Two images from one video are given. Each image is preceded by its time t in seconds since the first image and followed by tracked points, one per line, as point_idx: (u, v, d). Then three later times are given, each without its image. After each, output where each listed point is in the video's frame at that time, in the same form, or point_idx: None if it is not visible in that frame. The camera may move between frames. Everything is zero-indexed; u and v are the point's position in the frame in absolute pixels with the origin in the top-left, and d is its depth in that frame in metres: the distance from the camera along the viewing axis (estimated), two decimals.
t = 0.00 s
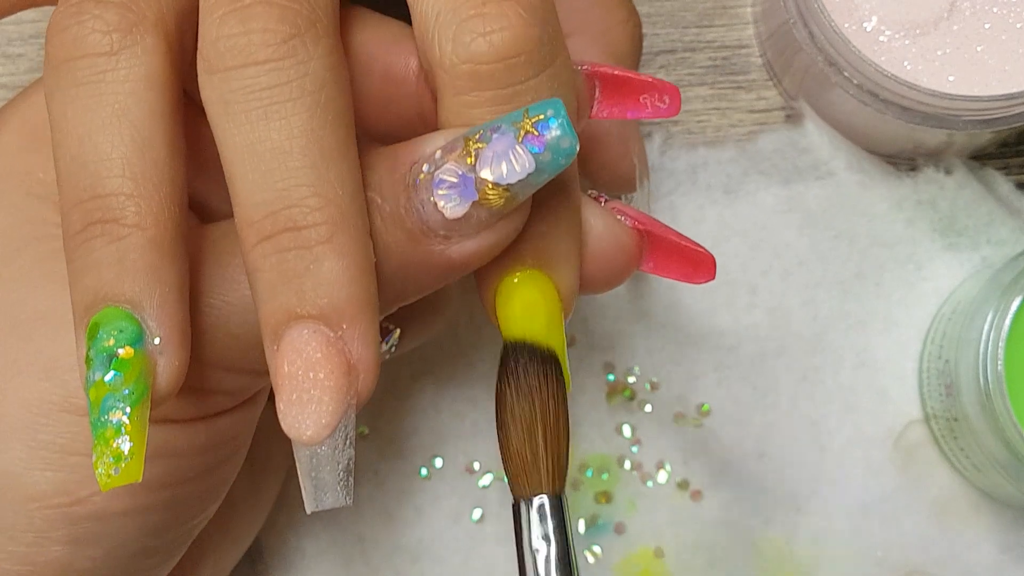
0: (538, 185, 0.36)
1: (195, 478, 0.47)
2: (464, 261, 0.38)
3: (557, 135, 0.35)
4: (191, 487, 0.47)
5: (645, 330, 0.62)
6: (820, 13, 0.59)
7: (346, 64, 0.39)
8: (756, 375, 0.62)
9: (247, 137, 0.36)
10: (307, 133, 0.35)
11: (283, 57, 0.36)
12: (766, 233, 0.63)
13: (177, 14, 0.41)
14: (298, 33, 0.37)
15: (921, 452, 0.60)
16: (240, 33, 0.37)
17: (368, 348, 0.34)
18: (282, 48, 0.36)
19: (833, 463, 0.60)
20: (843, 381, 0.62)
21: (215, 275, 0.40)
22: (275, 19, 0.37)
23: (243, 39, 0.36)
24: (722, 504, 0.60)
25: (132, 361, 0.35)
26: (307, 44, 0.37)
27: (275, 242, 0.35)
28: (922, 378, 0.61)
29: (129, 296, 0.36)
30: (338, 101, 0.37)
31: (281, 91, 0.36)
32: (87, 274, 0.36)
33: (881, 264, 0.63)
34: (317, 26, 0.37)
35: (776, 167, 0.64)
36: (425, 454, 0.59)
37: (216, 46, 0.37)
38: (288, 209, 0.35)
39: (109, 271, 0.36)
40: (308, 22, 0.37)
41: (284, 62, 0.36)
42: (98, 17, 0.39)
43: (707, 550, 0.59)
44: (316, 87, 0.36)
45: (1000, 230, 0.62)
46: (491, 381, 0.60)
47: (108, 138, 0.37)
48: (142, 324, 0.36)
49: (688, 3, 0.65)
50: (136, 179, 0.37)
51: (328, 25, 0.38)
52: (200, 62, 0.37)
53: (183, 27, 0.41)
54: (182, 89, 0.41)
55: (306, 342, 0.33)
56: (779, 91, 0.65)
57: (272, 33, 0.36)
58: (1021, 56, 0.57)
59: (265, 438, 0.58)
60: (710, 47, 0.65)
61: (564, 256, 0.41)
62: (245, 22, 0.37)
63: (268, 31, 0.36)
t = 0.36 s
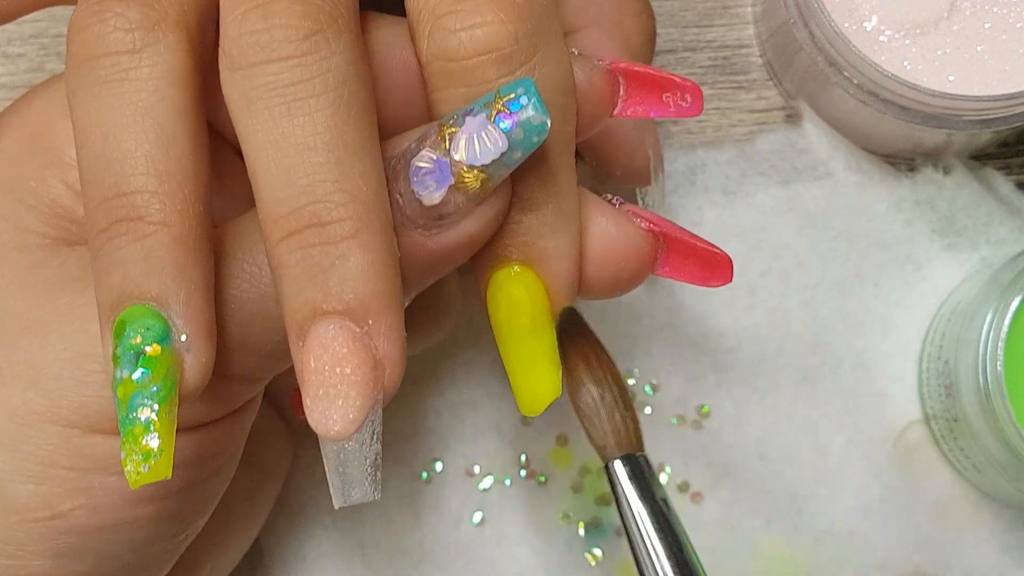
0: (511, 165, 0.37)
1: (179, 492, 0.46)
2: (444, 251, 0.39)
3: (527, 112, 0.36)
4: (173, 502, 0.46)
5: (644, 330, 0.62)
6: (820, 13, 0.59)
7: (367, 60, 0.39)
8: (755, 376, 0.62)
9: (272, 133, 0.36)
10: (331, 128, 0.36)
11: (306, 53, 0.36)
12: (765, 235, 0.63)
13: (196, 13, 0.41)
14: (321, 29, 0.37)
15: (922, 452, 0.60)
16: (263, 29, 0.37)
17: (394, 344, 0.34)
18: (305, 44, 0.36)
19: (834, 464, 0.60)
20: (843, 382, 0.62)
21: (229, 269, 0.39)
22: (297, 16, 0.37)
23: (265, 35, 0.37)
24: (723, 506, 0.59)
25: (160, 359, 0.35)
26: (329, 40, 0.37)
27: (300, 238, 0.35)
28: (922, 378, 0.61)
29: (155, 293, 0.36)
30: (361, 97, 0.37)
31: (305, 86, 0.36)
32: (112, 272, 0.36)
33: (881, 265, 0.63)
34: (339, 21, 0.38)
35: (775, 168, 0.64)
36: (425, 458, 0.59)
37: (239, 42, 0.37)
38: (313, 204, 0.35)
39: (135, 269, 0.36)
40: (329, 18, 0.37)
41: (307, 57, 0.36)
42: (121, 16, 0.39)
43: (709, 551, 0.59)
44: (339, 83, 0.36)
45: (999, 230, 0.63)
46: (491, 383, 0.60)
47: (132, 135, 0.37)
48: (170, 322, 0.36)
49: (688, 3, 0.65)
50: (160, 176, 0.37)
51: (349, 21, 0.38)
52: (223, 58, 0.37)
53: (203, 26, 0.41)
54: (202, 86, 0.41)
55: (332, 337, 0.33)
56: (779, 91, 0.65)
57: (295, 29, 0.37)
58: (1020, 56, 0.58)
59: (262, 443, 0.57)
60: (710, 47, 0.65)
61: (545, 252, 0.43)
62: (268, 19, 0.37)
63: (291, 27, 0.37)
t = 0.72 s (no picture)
0: (508, 159, 0.37)
1: (178, 493, 0.46)
2: (442, 247, 0.39)
3: (523, 105, 0.36)
4: (173, 502, 0.46)
5: (644, 330, 0.62)
6: (820, 13, 0.59)
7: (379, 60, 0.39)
8: (755, 376, 0.62)
9: (285, 134, 0.36)
10: (344, 128, 0.36)
11: (318, 54, 0.36)
12: (765, 235, 0.63)
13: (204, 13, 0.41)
14: (333, 30, 0.37)
15: (922, 452, 0.60)
16: (275, 30, 0.37)
17: (409, 344, 0.34)
18: (318, 44, 0.37)
19: (833, 464, 0.60)
20: (843, 382, 0.62)
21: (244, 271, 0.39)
22: (309, 16, 0.37)
23: (278, 36, 0.37)
24: (723, 506, 0.60)
25: (181, 362, 0.35)
26: (341, 40, 0.37)
27: (314, 238, 0.35)
28: (922, 378, 0.61)
29: (175, 297, 0.36)
30: (373, 97, 0.37)
31: (318, 87, 0.36)
32: (132, 276, 0.36)
33: (880, 266, 0.63)
34: (351, 21, 0.38)
35: (775, 168, 0.64)
36: (425, 458, 0.59)
37: (252, 43, 0.37)
38: (327, 205, 0.35)
39: (155, 272, 0.36)
40: (341, 18, 0.37)
41: (320, 58, 0.36)
42: (134, 19, 0.39)
43: (708, 551, 0.59)
44: (351, 83, 0.36)
45: (998, 231, 0.63)
46: (491, 384, 0.60)
47: (149, 140, 0.38)
48: (190, 325, 0.36)
49: (688, 3, 0.65)
50: (177, 180, 0.37)
51: (361, 20, 0.38)
52: (235, 59, 0.37)
53: (215, 27, 0.41)
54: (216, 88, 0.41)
55: (347, 337, 0.34)
56: (780, 91, 0.65)
57: (307, 29, 0.37)
58: (1021, 56, 0.58)
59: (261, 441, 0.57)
60: (710, 47, 0.65)
61: (543, 250, 0.43)
62: (280, 19, 0.37)
63: (304, 28, 0.37)
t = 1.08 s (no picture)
0: (509, 158, 0.37)
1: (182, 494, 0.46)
2: (444, 247, 0.39)
3: (524, 104, 0.36)
4: (172, 504, 0.46)
5: (643, 330, 0.62)
6: (820, 13, 0.59)
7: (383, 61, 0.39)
8: (755, 377, 0.62)
9: (290, 134, 0.36)
10: (349, 128, 0.36)
11: (322, 55, 0.37)
12: (765, 235, 0.64)
13: (209, 16, 0.41)
14: (337, 30, 0.37)
15: (922, 452, 0.61)
16: (279, 31, 0.37)
17: (413, 343, 0.35)
18: (322, 45, 0.37)
19: (833, 464, 0.60)
20: (842, 381, 0.62)
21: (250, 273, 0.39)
22: (313, 17, 0.37)
23: (282, 37, 0.37)
24: (724, 506, 0.60)
25: (187, 364, 0.36)
26: (346, 40, 0.37)
27: (318, 239, 0.35)
28: (922, 378, 0.61)
29: (181, 300, 0.36)
30: (377, 98, 0.37)
31: (322, 87, 0.36)
32: (137, 279, 0.36)
33: (880, 266, 0.63)
34: (355, 21, 0.38)
35: (775, 168, 0.64)
36: (425, 458, 0.59)
37: (256, 44, 0.37)
38: (332, 205, 0.35)
39: (160, 274, 0.36)
40: (345, 19, 0.37)
41: (324, 59, 0.36)
42: (139, 22, 0.39)
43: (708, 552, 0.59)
44: (356, 84, 0.37)
45: (998, 231, 0.63)
46: (490, 384, 0.60)
47: (153, 142, 0.38)
48: (196, 327, 0.36)
49: (688, 3, 0.66)
50: (182, 182, 0.37)
51: (365, 21, 0.38)
52: (239, 59, 0.37)
53: (219, 29, 0.41)
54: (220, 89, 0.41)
55: (352, 337, 0.34)
56: (780, 91, 0.65)
57: (311, 30, 0.37)
58: (1021, 56, 0.58)
59: (262, 442, 0.57)
60: (710, 47, 0.65)
61: (543, 249, 0.43)
62: (284, 20, 0.37)
63: (307, 28, 0.37)
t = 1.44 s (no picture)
0: (534, 173, 0.37)
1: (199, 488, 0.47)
2: (463, 256, 0.39)
3: (552, 121, 0.36)
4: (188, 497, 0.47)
5: (643, 331, 0.62)
6: (820, 13, 0.59)
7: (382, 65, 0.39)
8: (755, 377, 0.62)
9: (289, 139, 0.36)
10: (348, 134, 0.36)
11: (321, 60, 0.37)
12: (765, 235, 0.64)
13: (209, 19, 0.41)
14: (336, 35, 0.37)
15: (922, 452, 0.61)
16: (278, 35, 0.37)
17: (412, 348, 0.35)
18: (321, 50, 0.37)
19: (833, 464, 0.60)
20: (842, 382, 0.62)
21: (249, 275, 0.39)
22: (312, 21, 0.37)
23: (281, 42, 0.37)
24: (724, 507, 0.60)
25: (186, 370, 0.36)
26: (344, 45, 0.37)
27: (317, 243, 0.35)
28: (921, 377, 0.61)
29: (180, 305, 0.36)
30: (376, 103, 0.37)
31: (321, 93, 0.36)
32: (136, 284, 0.37)
33: (880, 265, 0.63)
34: (353, 26, 0.38)
35: (774, 168, 0.64)
36: (425, 458, 0.59)
37: (255, 49, 0.37)
38: (330, 210, 0.35)
39: (159, 280, 0.36)
40: (344, 23, 0.37)
41: (323, 64, 0.37)
42: (138, 27, 0.39)
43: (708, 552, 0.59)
44: (354, 89, 0.37)
45: (998, 230, 0.63)
46: (490, 384, 0.60)
47: (152, 148, 0.38)
48: (195, 333, 0.36)
49: (688, 3, 0.66)
50: (181, 188, 0.37)
51: (363, 25, 0.38)
52: (238, 64, 0.37)
53: (217, 32, 0.41)
54: (218, 93, 0.41)
55: (350, 342, 0.34)
56: (779, 91, 0.65)
57: (310, 35, 0.37)
58: (1021, 56, 0.58)
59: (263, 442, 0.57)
60: (709, 47, 0.65)
61: (558, 258, 0.44)
62: (283, 25, 0.37)
63: (306, 33, 0.37)
